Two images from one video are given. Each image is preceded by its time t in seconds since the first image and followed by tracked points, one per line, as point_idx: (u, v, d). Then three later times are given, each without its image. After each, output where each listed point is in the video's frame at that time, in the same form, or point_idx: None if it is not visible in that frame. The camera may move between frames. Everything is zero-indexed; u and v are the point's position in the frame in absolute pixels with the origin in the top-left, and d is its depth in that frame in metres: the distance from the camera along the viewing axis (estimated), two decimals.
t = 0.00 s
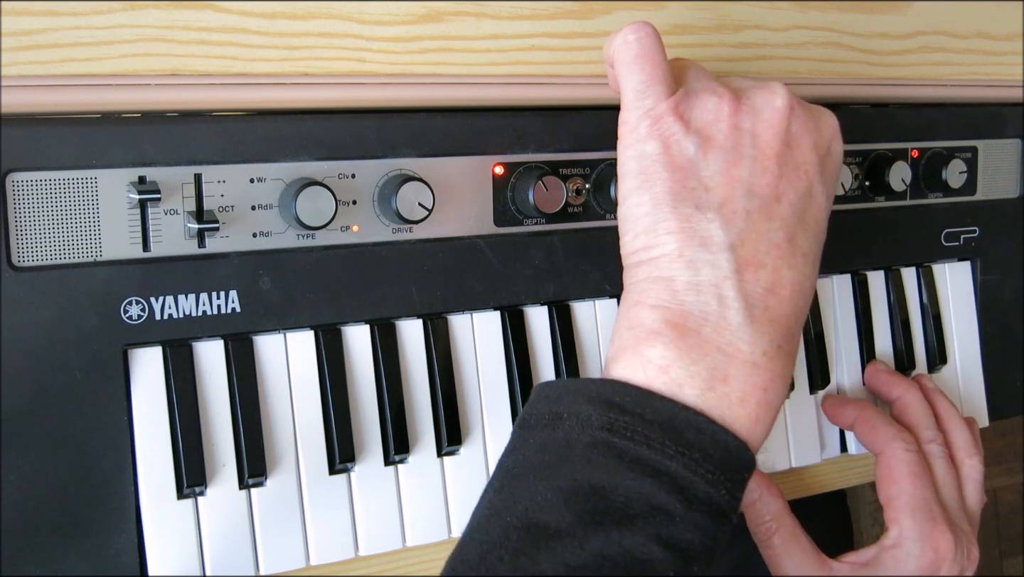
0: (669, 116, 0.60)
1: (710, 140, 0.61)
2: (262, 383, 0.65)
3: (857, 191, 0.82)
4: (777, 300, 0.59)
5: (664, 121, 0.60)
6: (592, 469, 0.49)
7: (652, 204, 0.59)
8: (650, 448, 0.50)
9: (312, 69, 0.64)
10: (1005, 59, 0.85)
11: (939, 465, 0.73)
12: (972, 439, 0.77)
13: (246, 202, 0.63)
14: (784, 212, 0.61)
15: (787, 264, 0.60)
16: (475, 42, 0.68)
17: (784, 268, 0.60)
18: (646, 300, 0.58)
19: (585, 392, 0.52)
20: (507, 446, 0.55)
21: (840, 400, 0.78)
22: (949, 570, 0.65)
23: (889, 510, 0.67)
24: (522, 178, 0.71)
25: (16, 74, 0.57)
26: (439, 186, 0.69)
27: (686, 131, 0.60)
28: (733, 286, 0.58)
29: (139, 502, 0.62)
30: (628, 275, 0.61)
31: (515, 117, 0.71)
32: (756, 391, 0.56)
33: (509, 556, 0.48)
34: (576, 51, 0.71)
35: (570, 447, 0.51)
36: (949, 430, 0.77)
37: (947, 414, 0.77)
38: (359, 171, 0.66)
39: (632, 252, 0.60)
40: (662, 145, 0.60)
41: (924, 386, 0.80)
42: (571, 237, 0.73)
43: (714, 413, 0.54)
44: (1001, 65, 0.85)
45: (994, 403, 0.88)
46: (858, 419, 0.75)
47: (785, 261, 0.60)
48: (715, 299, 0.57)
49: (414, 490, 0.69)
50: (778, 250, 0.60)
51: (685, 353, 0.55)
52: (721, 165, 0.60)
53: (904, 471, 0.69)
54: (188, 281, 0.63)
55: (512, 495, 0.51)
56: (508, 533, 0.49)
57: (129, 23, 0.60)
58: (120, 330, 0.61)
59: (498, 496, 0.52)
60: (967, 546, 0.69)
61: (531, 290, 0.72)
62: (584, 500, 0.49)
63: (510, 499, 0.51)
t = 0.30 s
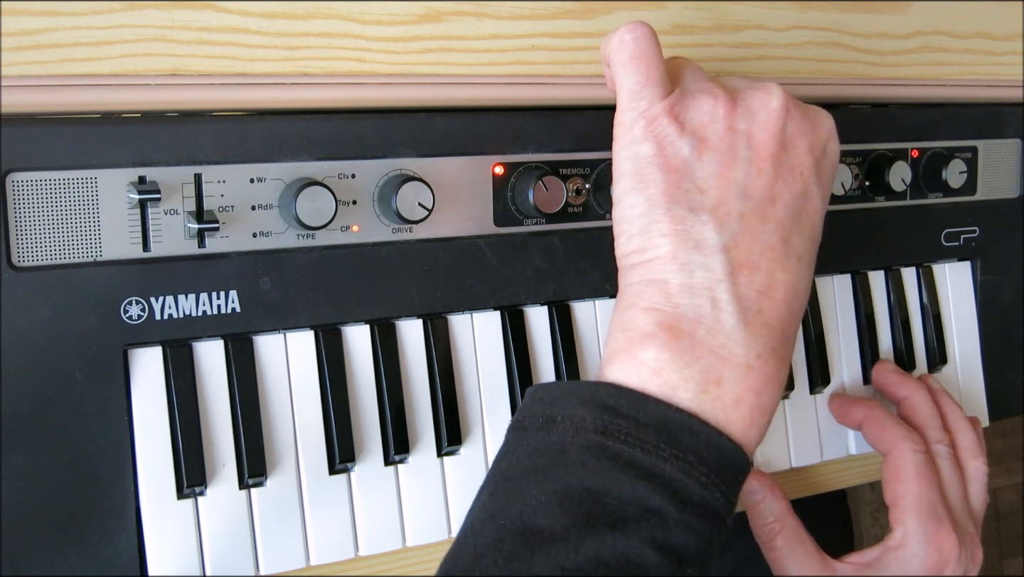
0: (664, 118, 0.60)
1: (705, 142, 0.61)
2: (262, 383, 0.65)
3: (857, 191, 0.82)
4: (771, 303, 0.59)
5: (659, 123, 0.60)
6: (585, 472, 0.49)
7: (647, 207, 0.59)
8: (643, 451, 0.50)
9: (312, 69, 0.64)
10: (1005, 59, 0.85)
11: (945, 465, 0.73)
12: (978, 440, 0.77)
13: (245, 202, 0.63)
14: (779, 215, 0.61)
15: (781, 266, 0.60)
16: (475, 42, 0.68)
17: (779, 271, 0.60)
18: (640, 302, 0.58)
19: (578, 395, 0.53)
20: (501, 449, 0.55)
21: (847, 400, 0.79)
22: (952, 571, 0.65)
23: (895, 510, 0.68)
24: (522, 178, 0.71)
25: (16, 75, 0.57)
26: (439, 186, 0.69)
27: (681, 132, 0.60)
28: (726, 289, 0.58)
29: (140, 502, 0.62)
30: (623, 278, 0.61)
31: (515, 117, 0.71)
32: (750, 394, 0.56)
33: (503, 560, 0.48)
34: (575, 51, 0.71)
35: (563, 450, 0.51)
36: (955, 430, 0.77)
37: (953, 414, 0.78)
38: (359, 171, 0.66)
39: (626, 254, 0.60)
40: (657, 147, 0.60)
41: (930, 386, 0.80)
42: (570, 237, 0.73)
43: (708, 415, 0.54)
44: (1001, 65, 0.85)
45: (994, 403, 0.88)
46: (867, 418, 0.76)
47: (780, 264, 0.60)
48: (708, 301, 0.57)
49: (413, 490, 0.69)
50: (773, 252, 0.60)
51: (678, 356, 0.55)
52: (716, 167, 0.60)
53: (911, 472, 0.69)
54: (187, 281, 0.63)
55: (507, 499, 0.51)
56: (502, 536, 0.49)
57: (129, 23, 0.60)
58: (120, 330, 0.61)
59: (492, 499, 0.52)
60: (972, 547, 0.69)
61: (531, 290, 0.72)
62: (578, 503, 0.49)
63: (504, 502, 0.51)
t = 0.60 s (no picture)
0: (663, 118, 0.60)
1: (704, 142, 0.61)
2: (262, 383, 0.65)
3: (857, 191, 0.82)
4: (767, 303, 0.59)
5: (658, 123, 0.60)
6: (581, 471, 0.49)
7: (644, 206, 0.59)
8: (638, 449, 0.50)
9: (312, 69, 0.64)
10: (1005, 59, 0.85)
11: (951, 467, 0.73)
12: (978, 443, 0.77)
13: (245, 202, 0.63)
14: (777, 215, 0.61)
15: (778, 267, 0.60)
16: (475, 42, 0.68)
17: (775, 271, 0.60)
18: (636, 301, 0.58)
19: (573, 393, 0.52)
20: (496, 447, 0.54)
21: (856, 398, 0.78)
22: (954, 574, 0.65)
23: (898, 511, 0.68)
24: (522, 178, 0.71)
25: (17, 75, 0.58)
26: (439, 186, 0.69)
27: (680, 133, 0.60)
28: (722, 288, 0.58)
29: (139, 502, 0.62)
30: (619, 277, 0.61)
31: (515, 117, 0.71)
32: (746, 394, 0.55)
33: (498, 558, 0.48)
34: (575, 51, 0.71)
35: (559, 448, 0.51)
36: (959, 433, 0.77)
37: (957, 416, 0.77)
38: (359, 171, 0.66)
39: (622, 253, 0.61)
40: (656, 147, 0.60)
41: (931, 388, 0.80)
42: (570, 237, 0.73)
43: (702, 415, 0.54)
44: (1001, 65, 0.85)
45: (994, 403, 0.88)
46: (876, 417, 0.76)
47: (776, 264, 0.60)
48: (704, 301, 0.57)
49: (413, 490, 0.69)
50: (770, 253, 0.60)
51: (674, 354, 0.55)
52: (713, 167, 0.60)
53: (919, 472, 0.69)
54: (188, 281, 0.63)
55: (502, 497, 0.51)
56: (497, 534, 0.49)
57: (129, 23, 0.60)
58: (120, 330, 0.61)
59: (487, 497, 0.51)
60: (973, 549, 0.69)
61: (531, 290, 0.72)
62: (574, 502, 0.49)
63: (499, 500, 0.51)
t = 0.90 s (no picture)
0: (662, 117, 0.60)
1: (703, 141, 0.61)
2: (262, 383, 0.65)
3: (857, 191, 0.82)
4: (766, 303, 0.59)
5: (657, 122, 0.60)
6: (580, 471, 0.49)
7: (643, 205, 0.59)
8: (637, 450, 0.50)
9: (312, 69, 0.64)
10: (1004, 59, 0.85)
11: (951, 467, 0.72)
12: (976, 444, 0.77)
13: (245, 202, 0.63)
14: (776, 215, 0.61)
15: (777, 267, 0.60)
16: (475, 42, 0.68)
17: (774, 271, 0.60)
18: (635, 302, 0.58)
19: (573, 394, 0.52)
20: (496, 448, 0.54)
21: (856, 397, 0.79)
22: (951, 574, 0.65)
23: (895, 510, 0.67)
24: (522, 178, 0.71)
25: (17, 75, 0.58)
26: (439, 186, 0.69)
27: (679, 131, 0.60)
28: (721, 288, 0.58)
29: (139, 502, 0.62)
30: (618, 277, 0.61)
31: (515, 117, 0.71)
32: (745, 394, 0.56)
33: (498, 559, 0.48)
34: (575, 51, 0.71)
35: (558, 449, 0.51)
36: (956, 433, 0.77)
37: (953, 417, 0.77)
38: (360, 171, 0.66)
39: (621, 253, 0.61)
40: (655, 146, 0.60)
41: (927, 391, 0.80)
42: (570, 237, 0.73)
43: (702, 415, 0.54)
44: (1000, 65, 0.85)
45: (994, 403, 0.88)
46: (876, 415, 0.76)
47: (775, 264, 0.60)
48: (703, 302, 0.57)
49: (413, 490, 0.69)
50: (769, 252, 0.60)
51: (673, 355, 0.55)
52: (712, 166, 0.60)
53: (918, 472, 0.69)
54: (188, 281, 0.63)
55: (501, 498, 0.51)
56: (496, 535, 0.49)
57: (129, 23, 0.60)
58: (120, 330, 0.61)
59: (487, 499, 0.52)
60: (971, 548, 0.69)
61: (532, 290, 0.72)
62: (573, 503, 0.49)
63: (499, 501, 0.51)
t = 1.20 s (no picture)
0: (660, 117, 0.60)
1: (701, 142, 0.61)
2: (263, 383, 0.65)
3: (857, 191, 0.82)
4: (764, 304, 0.59)
5: (655, 123, 0.60)
6: (578, 473, 0.49)
7: (641, 206, 0.59)
8: (635, 451, 0.50)
9: (312, 69, 0.64)
10: (1004, 59, 0.85)
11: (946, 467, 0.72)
12: (972, 443, 0.77)
13: (246, 202, 0.63)
14: (774, 216, 0.61)
15: (775, 268, 0.60)
16: (475, 42, 0.68)
17: (772, 272, 0.60)
18: (633, 302, 0.58)
19: (571, 395, 0.52)
20: (494, 449, 0.54)
21: (850, 397, 0.79)
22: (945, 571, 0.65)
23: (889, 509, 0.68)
24: (522, 178, 0.71)
25: (17, 75, 0.58)
26: (439, 186, 0.69)
27: (677, 132, 0.60)
28: (719, 289, 0.58)
29: (140, 502, 0.62)
30: (615, 278, 0.61)
31: (515, 117, 0.71)
32: (742, 395, 0.56)
33: (496, 560, 0.48)
34: (575, 51, 0.71)
35: (557, 450, 0.51)
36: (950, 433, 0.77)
37: (946, 417, 0.78)
38: (360, 171, 0.66)
39: (619, 254, 0.60)
40: (652, 147, 0.60)
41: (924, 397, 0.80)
42: (570, 237, 0.73)
43: (700, 415, 0.54)
44: (1000, 65, 0.85)
45: (994, 402, 0.88)
46: (870, 415, 0.76)
47: (773, 265, 0.60)
48: (701, 303, 0.57)
49: (413, 490, 0.69)
50: (767, 254, 0.60)
51: (671, 356, 0.55)
52: (710, 167, 0.60)
53: (912, 470, 0.69)
54: (188, 281, 0.63)
55: (500, 499, 0.51)
56: (494, 536, 0.49)
57: (129, 23, 0.60)
58: (120, 330, 0.61)
59: (485, 499, 0.52)
60: (966, 546, 0.68)
61: (532, 290, 0.72)
62: (571, 504, 0.49)
63: (497, 502, 0.51)
